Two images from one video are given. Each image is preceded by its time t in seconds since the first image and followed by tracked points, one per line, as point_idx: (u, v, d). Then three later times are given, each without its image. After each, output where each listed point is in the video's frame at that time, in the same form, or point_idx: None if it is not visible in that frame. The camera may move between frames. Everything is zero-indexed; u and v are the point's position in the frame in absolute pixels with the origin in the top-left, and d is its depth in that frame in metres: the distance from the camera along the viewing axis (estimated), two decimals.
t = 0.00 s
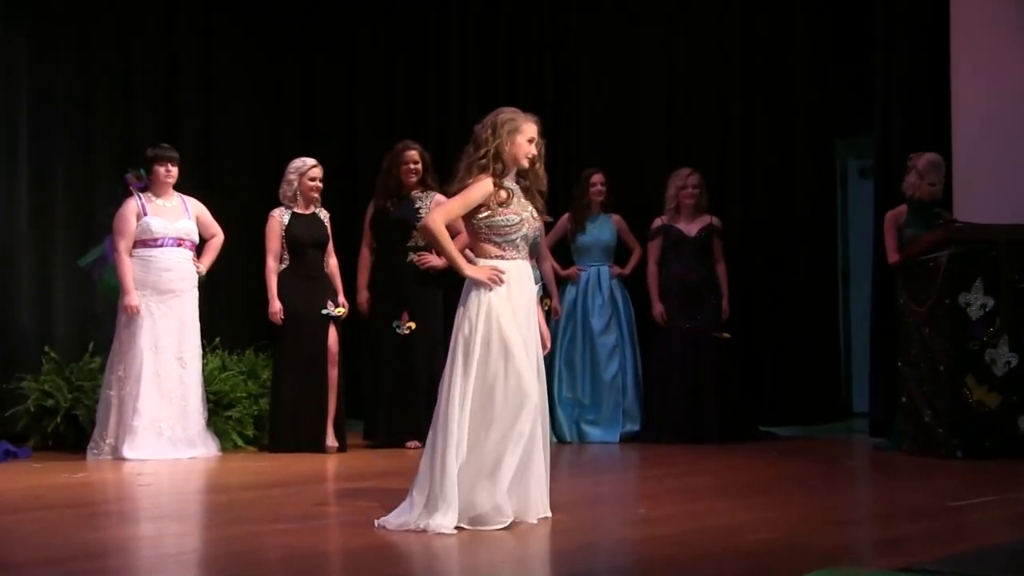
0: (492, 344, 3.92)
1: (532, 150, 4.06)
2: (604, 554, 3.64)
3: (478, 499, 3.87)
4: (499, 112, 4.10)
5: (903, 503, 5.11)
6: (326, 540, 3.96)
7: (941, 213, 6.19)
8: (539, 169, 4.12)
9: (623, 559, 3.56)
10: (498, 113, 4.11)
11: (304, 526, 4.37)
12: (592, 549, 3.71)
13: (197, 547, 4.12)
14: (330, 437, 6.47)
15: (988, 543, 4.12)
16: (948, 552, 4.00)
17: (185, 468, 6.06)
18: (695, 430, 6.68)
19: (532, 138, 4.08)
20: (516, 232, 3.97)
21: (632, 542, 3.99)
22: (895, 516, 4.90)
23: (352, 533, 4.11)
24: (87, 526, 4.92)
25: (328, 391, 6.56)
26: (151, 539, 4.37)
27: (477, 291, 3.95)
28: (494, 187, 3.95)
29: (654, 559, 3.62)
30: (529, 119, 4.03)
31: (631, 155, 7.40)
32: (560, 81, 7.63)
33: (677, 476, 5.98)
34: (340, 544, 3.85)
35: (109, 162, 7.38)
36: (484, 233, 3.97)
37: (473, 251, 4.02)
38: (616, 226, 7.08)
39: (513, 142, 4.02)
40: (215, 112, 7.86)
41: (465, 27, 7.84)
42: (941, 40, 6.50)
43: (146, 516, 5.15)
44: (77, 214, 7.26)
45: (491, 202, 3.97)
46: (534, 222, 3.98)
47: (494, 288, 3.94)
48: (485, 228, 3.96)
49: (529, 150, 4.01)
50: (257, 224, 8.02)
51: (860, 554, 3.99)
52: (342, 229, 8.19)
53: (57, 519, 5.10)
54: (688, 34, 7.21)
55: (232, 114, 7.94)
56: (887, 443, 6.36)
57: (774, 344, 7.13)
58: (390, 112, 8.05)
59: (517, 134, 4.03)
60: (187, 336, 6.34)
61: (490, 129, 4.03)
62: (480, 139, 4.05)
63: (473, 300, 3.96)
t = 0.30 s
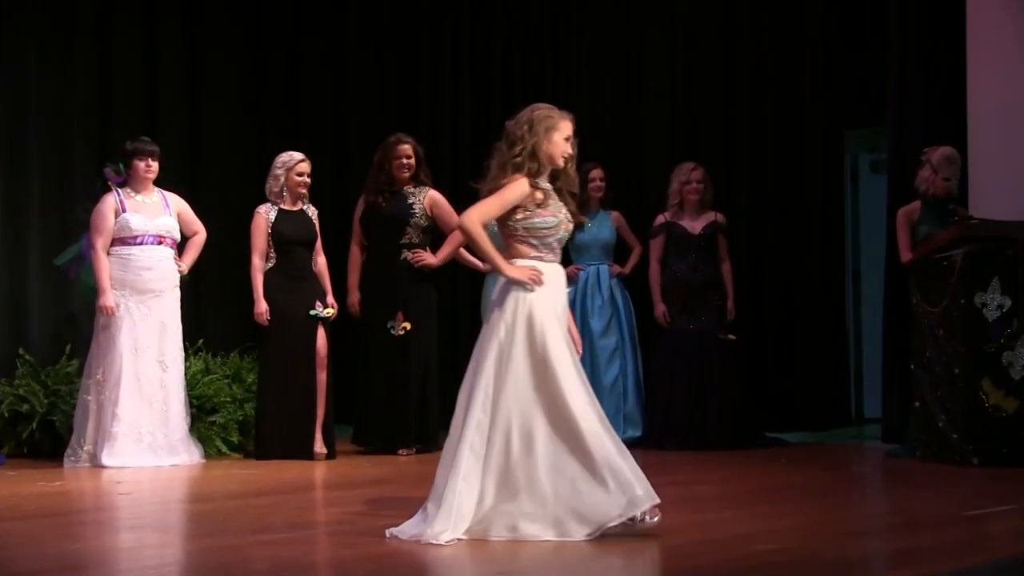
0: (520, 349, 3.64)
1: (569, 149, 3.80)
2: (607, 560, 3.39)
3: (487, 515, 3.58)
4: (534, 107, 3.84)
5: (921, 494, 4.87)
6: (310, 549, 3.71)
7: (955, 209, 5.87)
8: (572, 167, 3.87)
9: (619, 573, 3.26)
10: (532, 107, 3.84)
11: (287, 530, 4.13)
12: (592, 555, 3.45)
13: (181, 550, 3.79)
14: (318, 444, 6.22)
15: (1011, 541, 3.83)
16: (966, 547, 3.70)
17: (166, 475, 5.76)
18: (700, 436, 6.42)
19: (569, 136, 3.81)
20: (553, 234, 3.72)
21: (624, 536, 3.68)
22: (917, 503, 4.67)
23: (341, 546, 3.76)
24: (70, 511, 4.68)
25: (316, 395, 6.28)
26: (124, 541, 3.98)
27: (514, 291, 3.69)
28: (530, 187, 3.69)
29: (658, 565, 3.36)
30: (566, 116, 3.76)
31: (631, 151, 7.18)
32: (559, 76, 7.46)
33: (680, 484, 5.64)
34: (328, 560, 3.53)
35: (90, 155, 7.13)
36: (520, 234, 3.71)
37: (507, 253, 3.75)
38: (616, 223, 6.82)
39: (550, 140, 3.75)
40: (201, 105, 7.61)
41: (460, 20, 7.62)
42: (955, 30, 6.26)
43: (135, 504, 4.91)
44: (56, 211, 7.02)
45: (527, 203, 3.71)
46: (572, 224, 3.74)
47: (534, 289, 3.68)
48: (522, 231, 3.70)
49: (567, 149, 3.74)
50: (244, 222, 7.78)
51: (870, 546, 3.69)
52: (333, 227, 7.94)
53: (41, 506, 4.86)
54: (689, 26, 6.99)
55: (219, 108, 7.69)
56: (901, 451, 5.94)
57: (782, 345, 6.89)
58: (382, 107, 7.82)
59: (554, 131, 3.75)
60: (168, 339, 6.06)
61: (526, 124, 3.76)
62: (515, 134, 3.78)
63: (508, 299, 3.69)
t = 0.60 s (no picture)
0: (584, 346, 3.69)
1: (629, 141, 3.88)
2: (613, 559, 3.41)
3: (537, 510, 3.64)
4: (588, 101, 3.87)
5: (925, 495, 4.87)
6: (316, 549, 3.72)
7: (961, 210, 5.87)
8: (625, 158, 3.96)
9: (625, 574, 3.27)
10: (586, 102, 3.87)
11: (293, 530, 4.15)
12: (595, 556, 3.45)
13: (186, 552, 3.80)
14: (322, 445, 6.21)
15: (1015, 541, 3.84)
16: (968, 547, 3.71)
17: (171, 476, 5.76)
18: (704, 436, 6.42)
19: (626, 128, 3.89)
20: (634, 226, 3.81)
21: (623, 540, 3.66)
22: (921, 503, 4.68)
23: (347, 546, 3.77)
24: (74, 513, 4.68)
25: (321, 396, 6.27)
26: (130, 542, 3.99)
27: (599, 281, 3.74)
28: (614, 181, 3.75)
29: (660, 564, 3.36)
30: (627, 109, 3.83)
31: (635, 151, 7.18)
32: (561, 76, 7.42)
33: (685, 484, 5.63)
34: (334, 560, 3.54)
35: (93, 156, 7.13)
36: (607, 229, 3.76)
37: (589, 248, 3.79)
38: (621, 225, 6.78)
39: (618, 132, 3.82)
40: (204, 106, 7.61)
41: (464, 21, 7.61)
42: (960, 30, 6.26)
43: (138, 505, 4.90)
44: (59, 212, 7.02)
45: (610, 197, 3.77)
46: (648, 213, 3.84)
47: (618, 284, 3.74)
48: (610, 224, 3.75)
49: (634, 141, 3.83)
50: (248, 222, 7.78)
51: (874, 546, 3.69)
52: (337, 227, 7.95)
53: (44, 508, 4.86)
54: (692, 27, 6.98)
55: (222, 109, 7.69)
56: (905, 452, 5.90)
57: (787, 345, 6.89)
58: (386, 108, 7.82)
59: (620, 124, 3.82)
60: (173, 340, 6.06)
61: (593, 120, 3.80)
62: (582, 130, 3.80)
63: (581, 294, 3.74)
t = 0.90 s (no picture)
0: (649, 347, 3.76)
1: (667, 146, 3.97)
2: (613, 559, 3.43)
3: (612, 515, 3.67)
4: (638, 103, 3.89)
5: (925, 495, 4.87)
6: (317, 549, 3.72)
7: (961, 210, 5.87)
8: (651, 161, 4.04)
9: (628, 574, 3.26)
10: (636, 104, 3.89)
11: (293, 530, 4.15)
12: (595, 557, 3.46)
13: (186, 552, 3.79)
14: (322, 445, 6.21)
15: (1016, 541, 3.84)
16: (969, 547, 3.71)
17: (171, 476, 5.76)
18: (705, 437, 6.41)
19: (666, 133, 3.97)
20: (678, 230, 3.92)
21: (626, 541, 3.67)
22: (920, 504, 4.68)
23: (348, 547, 3.76)
24: (73, 513, 4.67)
25: (320, 397, 6.26)
26: (129, 542, 3.98)
27: (654, 281, 3.81)
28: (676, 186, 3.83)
29: (659, 564, 3.37)
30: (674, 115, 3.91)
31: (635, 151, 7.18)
32: (562, 76, 7.42)
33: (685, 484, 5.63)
34: (335, 561, 3.53)
35: (94, 156, 7.13)
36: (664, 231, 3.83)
37: (643, 247, 3.83)
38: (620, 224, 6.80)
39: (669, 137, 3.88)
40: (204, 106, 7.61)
41: (464, 21, 7.62)
42: (959, 31, 6.26)
43: (138, 506, 4.90)
44: (59, 213, 7.01)
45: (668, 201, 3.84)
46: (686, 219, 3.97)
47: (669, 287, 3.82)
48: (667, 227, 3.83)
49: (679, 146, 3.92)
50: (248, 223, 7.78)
51: (875, 546, 3.70)
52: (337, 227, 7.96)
53: (44, 508, 4.86)
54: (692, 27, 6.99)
55: (222, 109, 7.69)
56: (905, 452, 5.89)
57: (788, 346, 6.89)
58: (386, 108, 7.82)
59: (671, 129, 3.89)
60: (172, 340, 6.06)
61: (651, 123, 3.83)
62: (641, 132, 3.81)
63: (637, 294, 3.79)
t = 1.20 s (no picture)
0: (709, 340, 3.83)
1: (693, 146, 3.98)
2: (614, 559, 3.43)
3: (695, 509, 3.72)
4: (669, 109, 3.88)
5: (925, 495, 4.87)
6: (317, 549, 3.72)
7: (960, 210, 5.87)
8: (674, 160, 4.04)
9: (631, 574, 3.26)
10: (669, 110, 3.88)
11: (293, 530, 4.15)
12: (595, 557, 3.46)
13: (186, 551, 3.78)
14: (322, 445, 6.21)
15: (1015, 541, 3.84)
16: (969, 547, 3.71)
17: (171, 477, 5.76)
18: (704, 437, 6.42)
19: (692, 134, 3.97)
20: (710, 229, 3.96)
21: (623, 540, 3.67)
22: (920, 504, 4.68)
23: (349, 546, 3.76)
24: (73, 513, 4.67)
25: (320, 397, 6.26)
26: (129, 543, 3.97)
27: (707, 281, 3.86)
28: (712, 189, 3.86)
29: (659, 564, 3.37)
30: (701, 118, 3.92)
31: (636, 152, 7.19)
32: (563, 76, 7.43)
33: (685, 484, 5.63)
34: (336, 561, 3.53)
35: (94, 156, 7.12)
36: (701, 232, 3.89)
37: (684, 250, 3.86)
38: (620, 224, 6.83)
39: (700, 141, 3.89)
40: (205, 106, 7.61)
41: (465, 22, 7.62)
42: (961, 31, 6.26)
43: (138, 506, 4.90)
44: (59, 213, 7.00)
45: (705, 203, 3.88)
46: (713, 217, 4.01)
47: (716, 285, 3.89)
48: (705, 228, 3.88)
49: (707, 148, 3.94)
50: (248, 223, 7.78)
51: (876, 546, 3.70)
52: (338, 226, 7.97)
53: (44, 509, 4.86)
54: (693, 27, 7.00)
55: (222, 109, 7.70)
56: (905, 452, 5.88)
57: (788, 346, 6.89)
58: (386, 108, 7.82)
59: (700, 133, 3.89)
60: (172, 341, 6.06)
61: (685, 129, 3.81)
62: (675, 139, 3.80)
63: (695, 290, 3.83)
